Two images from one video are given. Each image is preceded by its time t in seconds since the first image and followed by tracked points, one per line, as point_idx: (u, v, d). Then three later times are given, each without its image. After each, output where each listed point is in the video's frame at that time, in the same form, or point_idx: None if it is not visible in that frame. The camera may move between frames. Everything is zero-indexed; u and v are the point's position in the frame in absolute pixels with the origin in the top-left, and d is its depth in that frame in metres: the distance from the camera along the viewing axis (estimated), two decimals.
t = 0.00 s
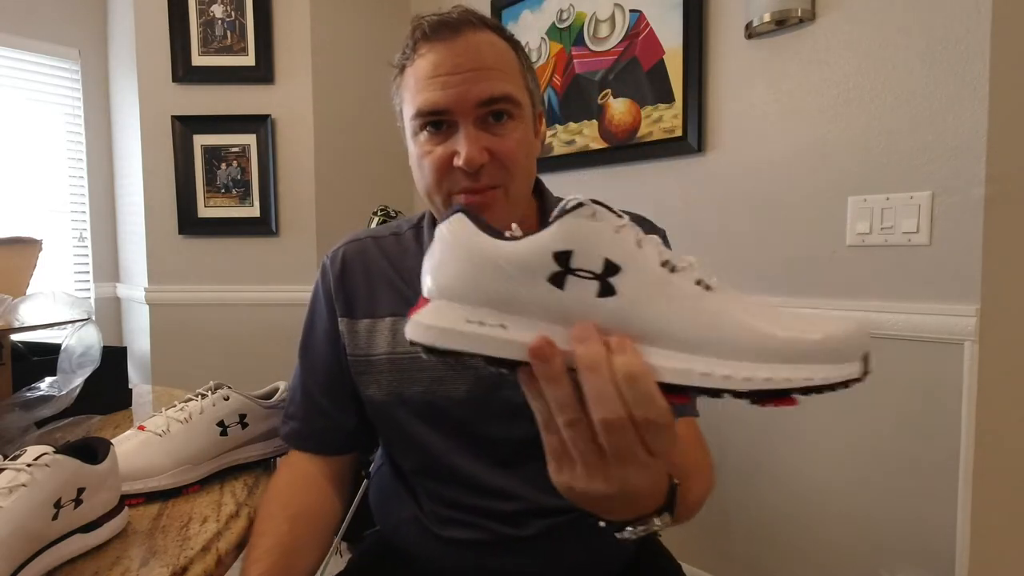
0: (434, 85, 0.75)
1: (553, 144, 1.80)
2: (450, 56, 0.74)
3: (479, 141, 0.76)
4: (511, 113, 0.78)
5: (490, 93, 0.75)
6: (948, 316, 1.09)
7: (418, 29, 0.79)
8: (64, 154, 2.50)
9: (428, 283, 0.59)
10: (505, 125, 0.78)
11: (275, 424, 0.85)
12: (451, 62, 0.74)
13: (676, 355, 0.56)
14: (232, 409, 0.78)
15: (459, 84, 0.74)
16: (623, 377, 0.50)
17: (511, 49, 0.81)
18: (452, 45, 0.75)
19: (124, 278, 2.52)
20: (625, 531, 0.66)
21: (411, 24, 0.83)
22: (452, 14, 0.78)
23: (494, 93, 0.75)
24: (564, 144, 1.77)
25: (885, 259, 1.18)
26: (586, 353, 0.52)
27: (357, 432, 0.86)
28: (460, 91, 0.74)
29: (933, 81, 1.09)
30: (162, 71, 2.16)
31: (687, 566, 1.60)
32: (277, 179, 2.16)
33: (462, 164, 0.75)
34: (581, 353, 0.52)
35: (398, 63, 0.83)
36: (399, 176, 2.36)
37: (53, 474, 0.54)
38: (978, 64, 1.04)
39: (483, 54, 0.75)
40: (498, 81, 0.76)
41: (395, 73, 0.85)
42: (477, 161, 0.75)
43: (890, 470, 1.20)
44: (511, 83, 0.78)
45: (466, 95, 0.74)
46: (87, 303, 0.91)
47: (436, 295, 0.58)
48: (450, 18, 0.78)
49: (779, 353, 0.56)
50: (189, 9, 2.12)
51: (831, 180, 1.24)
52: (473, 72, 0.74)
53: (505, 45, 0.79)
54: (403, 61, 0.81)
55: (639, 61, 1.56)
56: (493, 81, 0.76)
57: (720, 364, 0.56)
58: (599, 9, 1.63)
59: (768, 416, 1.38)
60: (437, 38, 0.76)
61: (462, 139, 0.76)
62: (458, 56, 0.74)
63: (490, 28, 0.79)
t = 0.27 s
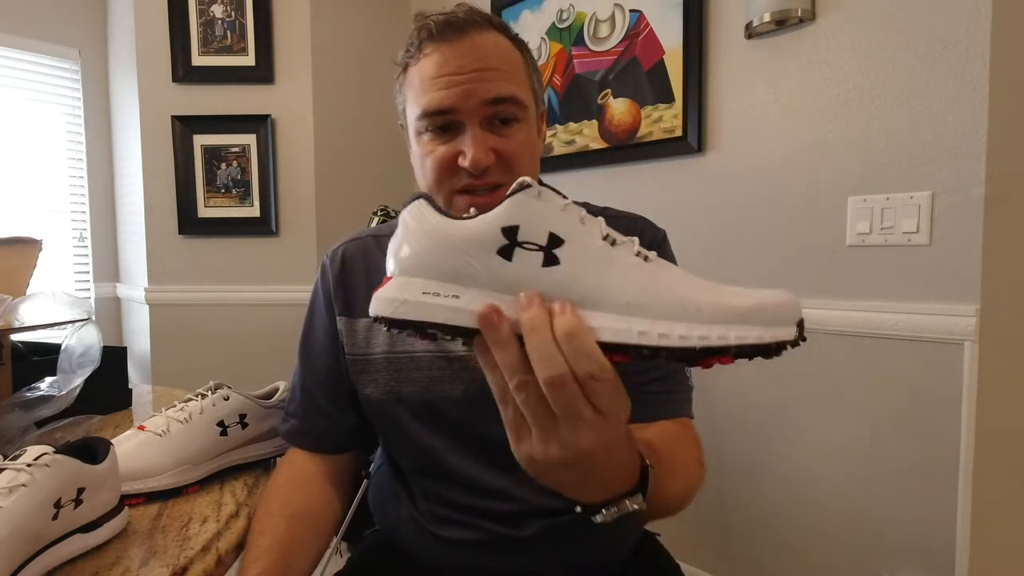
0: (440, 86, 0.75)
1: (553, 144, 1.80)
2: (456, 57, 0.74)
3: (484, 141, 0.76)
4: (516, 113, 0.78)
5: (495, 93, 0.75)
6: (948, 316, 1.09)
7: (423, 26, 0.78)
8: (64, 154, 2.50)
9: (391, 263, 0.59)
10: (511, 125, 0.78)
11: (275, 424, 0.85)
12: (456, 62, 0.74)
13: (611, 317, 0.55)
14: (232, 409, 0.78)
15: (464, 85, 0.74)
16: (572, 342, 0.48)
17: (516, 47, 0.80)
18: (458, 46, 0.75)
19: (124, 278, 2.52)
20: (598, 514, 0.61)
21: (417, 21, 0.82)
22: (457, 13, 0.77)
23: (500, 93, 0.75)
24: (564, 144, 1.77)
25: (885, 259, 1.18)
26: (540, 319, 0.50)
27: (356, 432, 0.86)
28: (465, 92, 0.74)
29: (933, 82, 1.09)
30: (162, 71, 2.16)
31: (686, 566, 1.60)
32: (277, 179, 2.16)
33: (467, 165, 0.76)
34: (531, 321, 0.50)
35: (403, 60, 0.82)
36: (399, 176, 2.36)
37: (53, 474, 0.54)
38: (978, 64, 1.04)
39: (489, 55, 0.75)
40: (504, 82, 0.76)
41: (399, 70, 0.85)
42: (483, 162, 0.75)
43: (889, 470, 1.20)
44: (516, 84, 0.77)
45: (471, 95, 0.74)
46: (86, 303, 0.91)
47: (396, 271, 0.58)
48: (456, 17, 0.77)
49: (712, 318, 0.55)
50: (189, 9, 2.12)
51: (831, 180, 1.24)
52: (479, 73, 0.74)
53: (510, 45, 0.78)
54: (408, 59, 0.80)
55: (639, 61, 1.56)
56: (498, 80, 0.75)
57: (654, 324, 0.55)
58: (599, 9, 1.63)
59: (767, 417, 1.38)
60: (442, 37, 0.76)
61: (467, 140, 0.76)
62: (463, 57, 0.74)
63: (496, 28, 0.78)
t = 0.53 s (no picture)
0: (448, 76, 0.75)
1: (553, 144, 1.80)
2: (467, 49, 0.75)
3: (489, 135, 0.75)
4: (522, 112, 0.78)
5: (505, 89, 0.75)
6: (948, 316, 1.09)
7: (436, 21, 0.80)
8: (64, 154, 2.50)
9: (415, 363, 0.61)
10: (517, 121, 0.78)
11: (276, 425, 0.85)
12: (469, 56, 0.75)
13: (579, 409, 0.50)
14: (232, 409, 0.78)
15: (474, 78, 0.74)
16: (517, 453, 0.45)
17: (528, 50, 0.81)
18: (470, 39, 0.75)
19: (124, 277, 2.52)
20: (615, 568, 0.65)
21: (432, 17, 0.83)
22: (472, 11, 0.79)
23: (508, 88, 0.75)
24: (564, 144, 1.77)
25: (885, 259, 1.18)
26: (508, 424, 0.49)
27: (355, 431, 0.86)
28: (473, 85, 0.75)
29: (933, 82, 1.10)
30: (162, 71, 2.16)
31: (686, 566, 1.60)
32: (277, 179, 2.16)
33: (469, 155, 0.75)
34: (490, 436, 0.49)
35: (415, 54, 0.83)
36: (399, 176, 2.36)
37: (53, 474, 0.54)
38: (978, 64, 1.04)
39: (500, 51, 0.76)
40: (512, 78, 0.76)
41: (411, 64, 0.85)
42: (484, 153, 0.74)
43: (889, 470, 1.20)
44: (524, 82, 0.78)
45: (478, 87, 0.74)
46: (86, 303, 0.91)
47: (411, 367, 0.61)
48: (472, 14, 0.78)
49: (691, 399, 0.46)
50: (189, 9, 2.12)
51: (831, 180, 1.24)
52: (488, 67, 0.75)
53: (522, 46, 0.79)
54: (421, 51, 0.81)
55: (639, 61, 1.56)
56: (508, 77, 0.76)
57: (617, 421, 0.48)
58: (599, 9, 1.63)
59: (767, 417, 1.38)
60: (455, 31, 0.77)
61: (471, 132, 0.75)
62: (474, 50, 0.75)
63: (509, 28, 0.80)
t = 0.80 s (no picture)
0: (449, 80, 0.76)
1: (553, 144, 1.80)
2: (467, 52, 0.75)
3: (490, 139, 0.76)
4: (524, 114, 0.78)
5: (505, 93, 0.76)
6: (948, 316, 1.09)
7: (437, 23, 0.80)
8: (64, 154, 2.50)
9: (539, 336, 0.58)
10: (518, 125, 0.78)
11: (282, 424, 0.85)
12: (470, 59, 0.75)
13: (624, 364, 0.44)
14: (232, 409, 0.78)
15: (476, 82, 0.75)
16: (602, 442, 0.43)
17: (530, 52, 0.81)
18: (470, 42, 0.76)
19: (124, 277, 2.52)
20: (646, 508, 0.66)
21: (434, 18, 0.84)
22: (473, 13, 0.79)
23: (507, 92, 0.76)
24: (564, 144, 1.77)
25: (885, 259, 1.18)
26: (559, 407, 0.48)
27: (358, 429, 0.86)
28: (474, 89, 0.75)
29: (933, 82, 1.09)
30: (162, 71, 2.16)
31: (686, 566, 1.60)
32: (277, 179, 2.16)
33: (470, 159, 0.76)
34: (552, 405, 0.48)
35: (418, 56, 0.84)
36: (399, 176, 2.36)
37: (53, 474, 0.54)
38: (978, 64, 1.04)
39: (500, 54, 0.76)
40: (512, 82, 0.77)
41: (413, 66, 0.86)
42: (485, 157, 0.75)
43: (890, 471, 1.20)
44: (525, 85, 0.78)
45: (479, 90, 0.75)
46: (87, 303, 0.91)
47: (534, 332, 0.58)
48: (473, 16, 0.79)
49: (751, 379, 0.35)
50: (189, 9, 2.12)
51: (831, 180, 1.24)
52: (488, 70, 0.75)
53: (523, 48, 0.79)
54: (423, 54, 0.82)
55: (639, 61, 1.56)
56: (509, 81, 0.76)
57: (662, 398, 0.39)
58: (599, 9, 1.63)
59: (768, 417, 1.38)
60: (455, 33, 0.77)
61: (472, 135, 0.76)
62: (475, 54, 0.75)
63: (510, 29, 0.80)
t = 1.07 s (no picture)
0: (439, 81, 0.76)
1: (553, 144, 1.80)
2: (454, 54, 0.76)
3: (479, 138, 0.77)
4: (514, 112, 0.78)
5: (492, 91, 0.76)
6: (947, 316, 1.10)
7: (429, 25, 0.81)
8: (64, 154, 2.50)
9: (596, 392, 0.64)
10: (509, 124, 0.78)
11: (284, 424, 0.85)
12: (456, 60, 0.76)
13: (680, 476, 0.48)
14: (232, 409, 0.78)
15: (463, 82, 0.76)
16: (641, 521, 0.51)
17: (520, 49, 0.81)
18: (459, 43, 0.76)
19: (124, 278, 2.52)
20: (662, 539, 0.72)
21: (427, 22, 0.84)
22: (463, 14, 0.79)
23: (497, 92, 0.76)
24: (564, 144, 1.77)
25: (884, 259, 1.18)
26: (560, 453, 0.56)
27: (361, 428, 0.86)
28: (461, 89, 0.76)
29: (933, 81, 1.10)
30: (161, 71, 2.16)
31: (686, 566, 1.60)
32: (277, 179, 2.16)
33: (461, 159, 0.76)
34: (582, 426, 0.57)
35: (413, 60, 0.84)
36: (399, 176, 2.36)
37: (53, 474, 0.54)
38: (978, 64, 1.04)
39: (490, 53, 0.76)
40: (502, 81, 0.77)
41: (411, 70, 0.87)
42: (475, 157, 0.76)
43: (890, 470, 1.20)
44: (516, 84, 0.78)
45: (468, 91, 0.76)
46: (86, 303, 0.91)
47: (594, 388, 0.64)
48: (462, 17, 0.79)
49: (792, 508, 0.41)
50: (189, 9, 2.12)
51: (832, 180, 1.24)
52: (477, 70, 0.76)
53: (515, 47, 0.79)
54: (416, 58, 0.82)
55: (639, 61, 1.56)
56: (496, 79, 0.76)
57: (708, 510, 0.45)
58: (599, 9, 1.63)
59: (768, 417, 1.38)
60: (444, 34, 0.78)
61: (463, 136, 0.77)
62: (463, 55, 0.76)
63: (502, 28, 0.80)
